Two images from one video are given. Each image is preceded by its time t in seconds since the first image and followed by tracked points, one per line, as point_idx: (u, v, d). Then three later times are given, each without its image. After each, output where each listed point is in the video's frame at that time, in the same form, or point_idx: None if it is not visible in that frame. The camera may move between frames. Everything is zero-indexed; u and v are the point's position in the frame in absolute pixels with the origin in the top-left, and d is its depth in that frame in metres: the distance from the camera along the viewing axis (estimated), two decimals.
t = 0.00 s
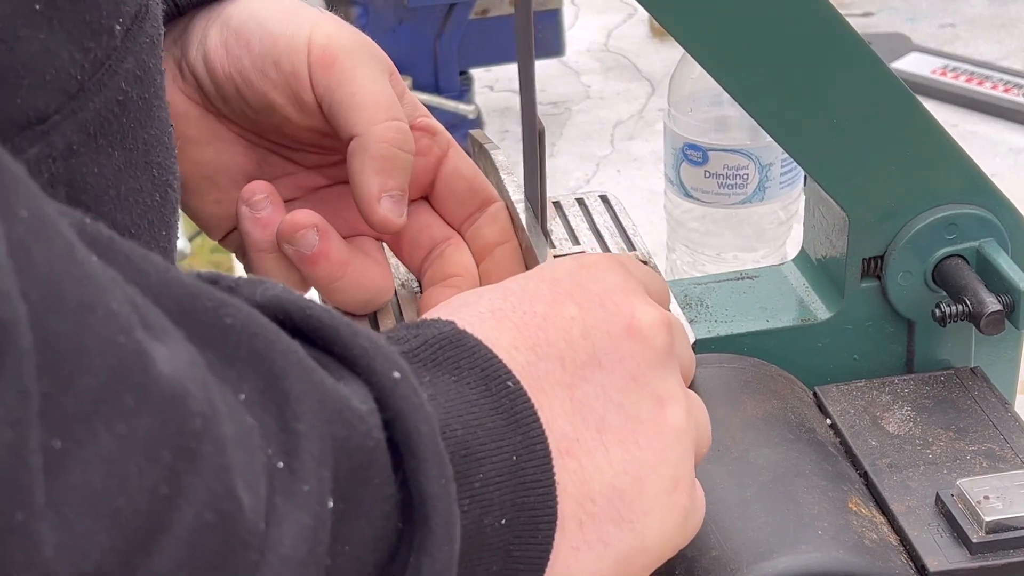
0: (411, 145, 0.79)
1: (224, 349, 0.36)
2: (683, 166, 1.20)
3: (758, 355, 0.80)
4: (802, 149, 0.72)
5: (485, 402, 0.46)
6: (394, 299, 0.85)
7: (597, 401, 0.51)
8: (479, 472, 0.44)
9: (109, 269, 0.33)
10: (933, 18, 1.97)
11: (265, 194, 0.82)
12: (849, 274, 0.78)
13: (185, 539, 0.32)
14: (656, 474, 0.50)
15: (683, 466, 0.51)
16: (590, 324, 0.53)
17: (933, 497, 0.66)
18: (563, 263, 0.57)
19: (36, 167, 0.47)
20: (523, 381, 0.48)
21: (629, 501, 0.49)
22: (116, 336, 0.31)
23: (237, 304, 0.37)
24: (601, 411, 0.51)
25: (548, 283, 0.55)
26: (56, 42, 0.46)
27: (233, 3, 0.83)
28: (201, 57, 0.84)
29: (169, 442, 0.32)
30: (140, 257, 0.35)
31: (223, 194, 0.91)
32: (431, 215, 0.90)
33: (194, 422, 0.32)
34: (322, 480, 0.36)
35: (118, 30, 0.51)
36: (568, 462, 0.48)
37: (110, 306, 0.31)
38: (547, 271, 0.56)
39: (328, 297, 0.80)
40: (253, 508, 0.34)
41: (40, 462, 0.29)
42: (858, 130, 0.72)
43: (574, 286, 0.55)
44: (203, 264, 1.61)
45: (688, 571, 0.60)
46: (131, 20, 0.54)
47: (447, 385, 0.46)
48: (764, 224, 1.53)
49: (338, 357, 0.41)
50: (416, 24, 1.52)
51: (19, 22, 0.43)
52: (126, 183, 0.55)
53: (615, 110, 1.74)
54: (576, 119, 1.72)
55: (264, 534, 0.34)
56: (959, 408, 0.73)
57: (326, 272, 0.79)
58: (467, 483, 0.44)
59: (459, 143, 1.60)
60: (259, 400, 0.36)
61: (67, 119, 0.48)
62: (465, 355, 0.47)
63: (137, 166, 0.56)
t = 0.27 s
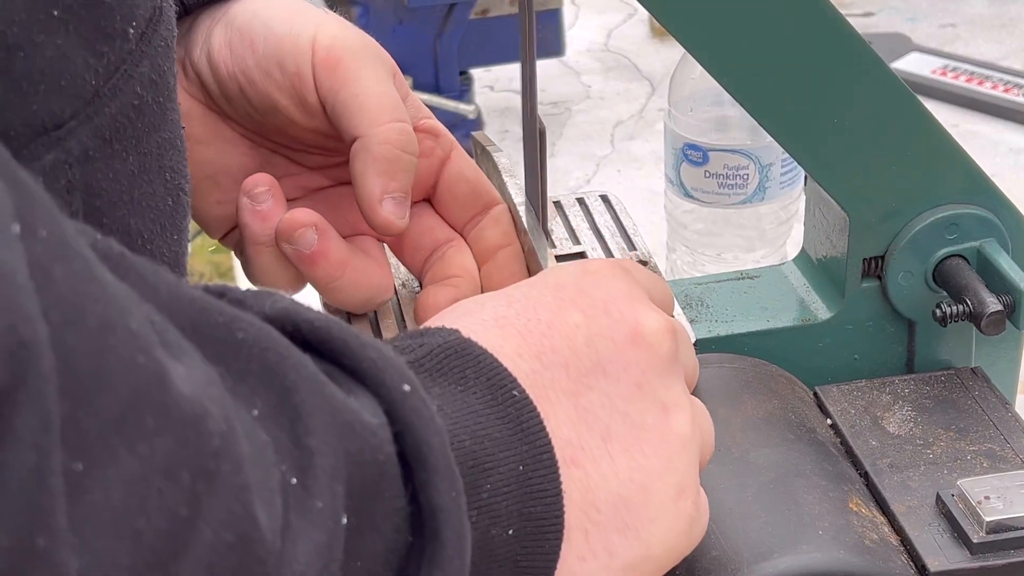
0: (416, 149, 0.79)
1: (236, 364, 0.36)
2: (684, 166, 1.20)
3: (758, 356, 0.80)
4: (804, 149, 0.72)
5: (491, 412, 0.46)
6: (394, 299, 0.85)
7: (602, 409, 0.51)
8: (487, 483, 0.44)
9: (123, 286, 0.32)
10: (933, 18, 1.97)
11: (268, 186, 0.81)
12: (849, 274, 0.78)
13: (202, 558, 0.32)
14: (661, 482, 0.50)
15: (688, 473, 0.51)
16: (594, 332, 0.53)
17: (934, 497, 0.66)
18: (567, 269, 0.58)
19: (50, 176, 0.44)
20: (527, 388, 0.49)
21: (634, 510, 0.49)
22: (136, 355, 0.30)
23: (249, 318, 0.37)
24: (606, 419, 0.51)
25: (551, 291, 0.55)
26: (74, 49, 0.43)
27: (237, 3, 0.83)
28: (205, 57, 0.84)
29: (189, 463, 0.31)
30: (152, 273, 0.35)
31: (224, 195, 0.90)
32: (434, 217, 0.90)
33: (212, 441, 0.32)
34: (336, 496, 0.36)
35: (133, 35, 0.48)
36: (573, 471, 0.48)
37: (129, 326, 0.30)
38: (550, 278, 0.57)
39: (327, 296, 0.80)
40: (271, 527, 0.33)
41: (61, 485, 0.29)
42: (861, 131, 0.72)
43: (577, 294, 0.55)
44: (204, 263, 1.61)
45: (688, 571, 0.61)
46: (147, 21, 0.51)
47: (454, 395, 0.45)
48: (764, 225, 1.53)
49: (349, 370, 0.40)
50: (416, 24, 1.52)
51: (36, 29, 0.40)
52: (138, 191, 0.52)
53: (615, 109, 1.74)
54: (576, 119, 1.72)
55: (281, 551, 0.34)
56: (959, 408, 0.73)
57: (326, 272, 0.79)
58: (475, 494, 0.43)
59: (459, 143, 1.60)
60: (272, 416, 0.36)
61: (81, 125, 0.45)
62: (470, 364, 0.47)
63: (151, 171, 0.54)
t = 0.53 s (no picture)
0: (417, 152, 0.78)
1: (238, 380, 0.35)
2: (684, 167, 1.20)
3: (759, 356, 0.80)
4: (805, 150, 0.72)
5: (495, 425, 0.45)
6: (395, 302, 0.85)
7: (604, 422, 0.50)
8: (490, 496, 0.43)
9: (125, 303, 0.32)
10: (933, 18, 1.97)
11: (268, 190, 0.80)
12: (849, 274, 0.78)
13: None
14: (663, 495, 0.50)
15: (690, 484, 0.51)
16: (597, 343, 0.52)
17: (934, 497, 0.66)
18: (572, 278, 0.56)
19: (56, 185, 0.44)
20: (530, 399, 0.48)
21: (636, 523, 0.49)
22: (139, 378, 0.30)
23: (251, 334, 0.36)
24: (610, 432, 0.50)
25: (557, 299, 0.54)
26: (80, 57, 0.43)
27: (238, 3, 0.83)
28: (207, 57, 0.83)
29: (192, 486, 0.31)
30: (153, 288, 0.34)
31: (225, 196, 0.90)
32: (436, 221, 0.89)
33: (215, 464, 0.32)
34: (338, 515, 0.36)
35: (139, 41, 0.48)
36: (576, 483, 0.48)
37: (132, 347, 0.30)
38: (554, 287, 0.55)
39: (328, 298, 0.80)
40: (273, 548, 0.33)
41: (62, 510, 0.28)
42: (862, 132, 0.72)
43: (582, 303, 0.54)
44: (204, 264, 1.62)
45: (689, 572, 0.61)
46: (153, 28, 0.50)
47: (457, 407, 0.45)
48: (764, 225, 1.54)
49: (352, 385, 0.40)
50: (417, 24, 1.52)
51: (43, 37, 0.40)
52: (142, 197, 0.51)
53: (615, 110, 1.74)
54: (576, 119, 1.72)
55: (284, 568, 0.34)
56: (959, 408, 0.73)
57: (327, 276, 0.79)
58: (478, 508, 0.43)
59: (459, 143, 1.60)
60: (274, 433, 0.36)
61: (87, 133, 0.45)
62: (473, 375, 0.46)
63: (155, 178, 0.53)
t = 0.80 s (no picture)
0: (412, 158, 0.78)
1: (236, 393, 0.35)
2: (684, 167, 1.20)
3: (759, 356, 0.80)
4: (805, 149, 0.72)
5: (493, 432, 0.45)
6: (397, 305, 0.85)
7: (603, 427, 0.50)
8: (489, 503, 0.44)
9: (121, 316, 0.32)
10: (933, 18, 1.97)
11: (269, 191, 0.80)
12: (849, 274, 0.78)
13: None
14: (663, 501, 0.50)
15: (690, 491, 0.51)
16: (597, 350, 0.51)
17: (934, 497, 0.66)
18: (572, 282, 0.56)
19: (56, 189, 0.44)
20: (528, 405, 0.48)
21: (635, 530, 0.49)
22: (135, 396, 0.30)
23: (249, 345, 0.36)
24: (609, 438, 0.50)
25: (557, 305, 0.53)
26: (82, 62, 0.43)
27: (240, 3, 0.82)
28: (209, 58, 0.83)
29: (188, 504, 0.31)
30: (150, 300, 0.34)
31: (227, 196, 0.90)
32: (437, 223, 0.89)
33: (211, 480, 0.31)
34: (336, 527, 0.36)
35: (141, 45, 0.47)
36: (575, 491, 0.48)
37: (128, 365, 0.30)
38: (554, 292, 0.55)
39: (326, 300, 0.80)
40: (268, 562, 0.33)
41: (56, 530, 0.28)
42: (863, 131, 0.72)
43: (582, 309, 0.53)
44: (204, 264, 1.62)
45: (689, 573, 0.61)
46: (156, 29, 0.49)
47: (455, 415, 0.45)
48: (764, 225, 1.54)
49: (349, 393, 0.40)
50: (417, 24, 1.52)
51: (43, 42, 0.41)
52: (147, 202, 0.51)
53: (615, 109, 1.74)
54: (576, 119, 1.72)
55: None
56: (959, 408, 0.73)
57: (327, 279, 0.79)
58: (475, 515, 0.43)
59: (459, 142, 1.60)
60: (272, 445, 0.36)
61: (89, 137, 0.45)
62: (473, 382, 0.46)
63: (159, 183, 0.52)
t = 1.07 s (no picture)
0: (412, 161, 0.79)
1: (231, 406, 0.35)
2: (684, 167, 1.20)
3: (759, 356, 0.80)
4: (805, 149, 0.72)
5: (489, 440, 0.45)
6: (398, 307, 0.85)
7: (600, 434, 0.49)
8: (484, 512, 0.43)
9: (115, 331, 0.32)
10: (933, 18, 1.97)
11: (270, 193, 0.80)
12: (849, 274, 0.78)
13: None
14: (660, 509, 0.49)
15: (687, 498, 0.50)
16: (594, 356, 0.51)
17: (935, 497, 0.66)
18: (569, 289, 0.56)
19: (56, 196, 0.44)
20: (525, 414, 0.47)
21: (632, 538, 0.48)
22: (128, 415, 0.30)
23: (244, 358, 0.36)
24: (607, 444, 0.49)
25: (554, 312, 0.53)
26: (82, 68, 0.43)
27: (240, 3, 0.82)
28: (210, 59, 0.83)
29: (180, 522, 0.31)
30: (146, 313, 0.35)
31: (228, 199, 0.90)
32: (438, 225, 0.89)
33: (204, 499, 0.31)
34: (330, 541, 0.36)
35: (141, 49, 0.46)
36: (571, 499, 0.47)
37: (122, 384, 0.30)
38: (552, 298, 0.55)
39: (328, 303, 0.80)
40: None
41: (49, 552, 0.28)
42: (863, 132, 0.72)
43: (579, 315, 0.53)
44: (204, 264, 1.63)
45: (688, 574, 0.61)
46: (156, 33, 0.48)
47: (451, 422, 0.44)
48: (764, 225, 1.54)
49: (345, 404, 0.40)
50: (417, 23, 1.52)
51: (43, 48, 0.41)
52: (148, 207, 0.50)
53: (615, 110, 1.74)
54: (576, 119, 1.72)
55: None
56: (959, 408, 0.73)
57: (328, 282, 0.79)
58: (471, 525, 0.43)
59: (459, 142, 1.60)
60: (266, 459, 0.36)
61: (88, 143, 0.45)
62: (469, 390, 0.46)
63: (160, 187, 0.51)
